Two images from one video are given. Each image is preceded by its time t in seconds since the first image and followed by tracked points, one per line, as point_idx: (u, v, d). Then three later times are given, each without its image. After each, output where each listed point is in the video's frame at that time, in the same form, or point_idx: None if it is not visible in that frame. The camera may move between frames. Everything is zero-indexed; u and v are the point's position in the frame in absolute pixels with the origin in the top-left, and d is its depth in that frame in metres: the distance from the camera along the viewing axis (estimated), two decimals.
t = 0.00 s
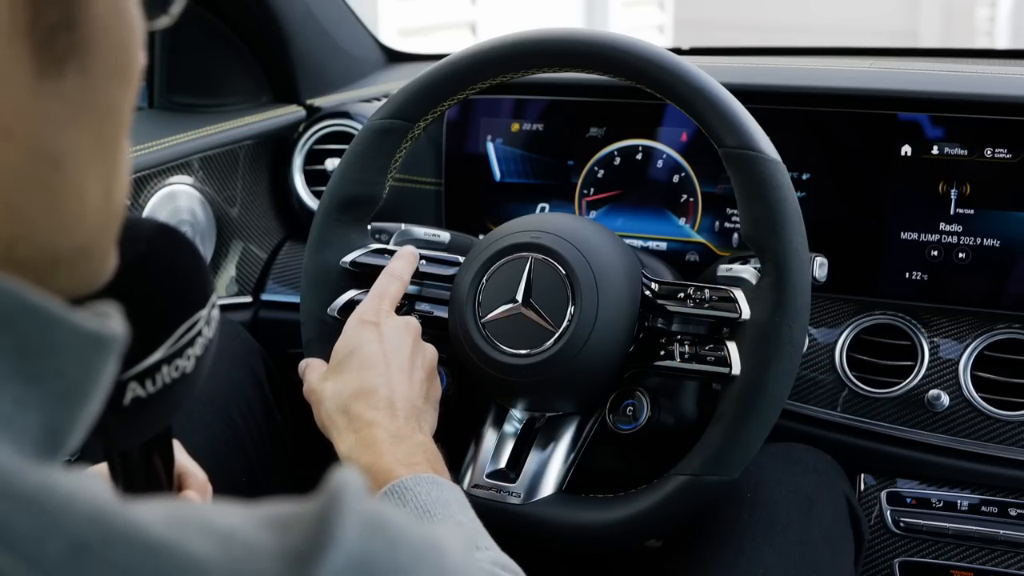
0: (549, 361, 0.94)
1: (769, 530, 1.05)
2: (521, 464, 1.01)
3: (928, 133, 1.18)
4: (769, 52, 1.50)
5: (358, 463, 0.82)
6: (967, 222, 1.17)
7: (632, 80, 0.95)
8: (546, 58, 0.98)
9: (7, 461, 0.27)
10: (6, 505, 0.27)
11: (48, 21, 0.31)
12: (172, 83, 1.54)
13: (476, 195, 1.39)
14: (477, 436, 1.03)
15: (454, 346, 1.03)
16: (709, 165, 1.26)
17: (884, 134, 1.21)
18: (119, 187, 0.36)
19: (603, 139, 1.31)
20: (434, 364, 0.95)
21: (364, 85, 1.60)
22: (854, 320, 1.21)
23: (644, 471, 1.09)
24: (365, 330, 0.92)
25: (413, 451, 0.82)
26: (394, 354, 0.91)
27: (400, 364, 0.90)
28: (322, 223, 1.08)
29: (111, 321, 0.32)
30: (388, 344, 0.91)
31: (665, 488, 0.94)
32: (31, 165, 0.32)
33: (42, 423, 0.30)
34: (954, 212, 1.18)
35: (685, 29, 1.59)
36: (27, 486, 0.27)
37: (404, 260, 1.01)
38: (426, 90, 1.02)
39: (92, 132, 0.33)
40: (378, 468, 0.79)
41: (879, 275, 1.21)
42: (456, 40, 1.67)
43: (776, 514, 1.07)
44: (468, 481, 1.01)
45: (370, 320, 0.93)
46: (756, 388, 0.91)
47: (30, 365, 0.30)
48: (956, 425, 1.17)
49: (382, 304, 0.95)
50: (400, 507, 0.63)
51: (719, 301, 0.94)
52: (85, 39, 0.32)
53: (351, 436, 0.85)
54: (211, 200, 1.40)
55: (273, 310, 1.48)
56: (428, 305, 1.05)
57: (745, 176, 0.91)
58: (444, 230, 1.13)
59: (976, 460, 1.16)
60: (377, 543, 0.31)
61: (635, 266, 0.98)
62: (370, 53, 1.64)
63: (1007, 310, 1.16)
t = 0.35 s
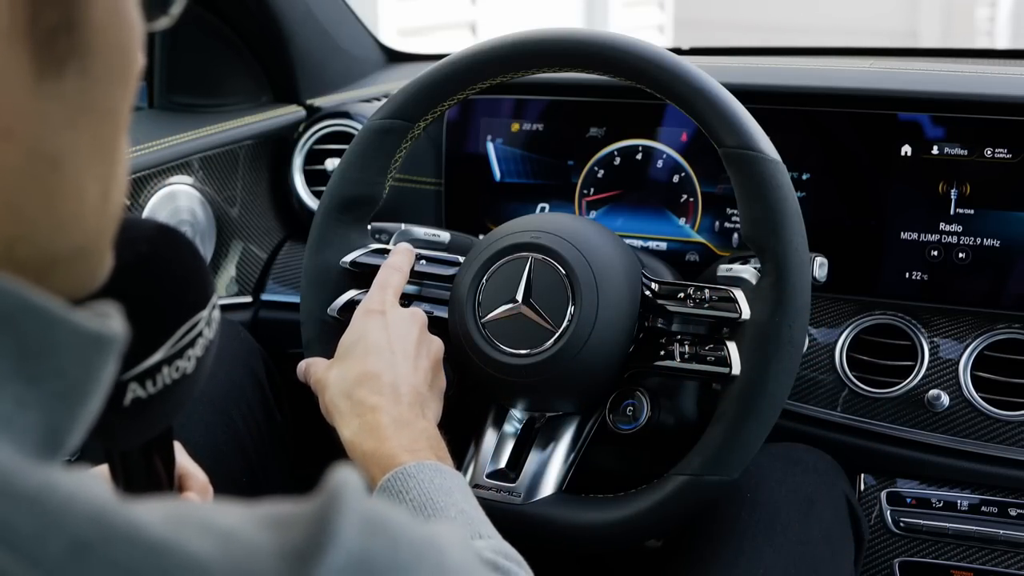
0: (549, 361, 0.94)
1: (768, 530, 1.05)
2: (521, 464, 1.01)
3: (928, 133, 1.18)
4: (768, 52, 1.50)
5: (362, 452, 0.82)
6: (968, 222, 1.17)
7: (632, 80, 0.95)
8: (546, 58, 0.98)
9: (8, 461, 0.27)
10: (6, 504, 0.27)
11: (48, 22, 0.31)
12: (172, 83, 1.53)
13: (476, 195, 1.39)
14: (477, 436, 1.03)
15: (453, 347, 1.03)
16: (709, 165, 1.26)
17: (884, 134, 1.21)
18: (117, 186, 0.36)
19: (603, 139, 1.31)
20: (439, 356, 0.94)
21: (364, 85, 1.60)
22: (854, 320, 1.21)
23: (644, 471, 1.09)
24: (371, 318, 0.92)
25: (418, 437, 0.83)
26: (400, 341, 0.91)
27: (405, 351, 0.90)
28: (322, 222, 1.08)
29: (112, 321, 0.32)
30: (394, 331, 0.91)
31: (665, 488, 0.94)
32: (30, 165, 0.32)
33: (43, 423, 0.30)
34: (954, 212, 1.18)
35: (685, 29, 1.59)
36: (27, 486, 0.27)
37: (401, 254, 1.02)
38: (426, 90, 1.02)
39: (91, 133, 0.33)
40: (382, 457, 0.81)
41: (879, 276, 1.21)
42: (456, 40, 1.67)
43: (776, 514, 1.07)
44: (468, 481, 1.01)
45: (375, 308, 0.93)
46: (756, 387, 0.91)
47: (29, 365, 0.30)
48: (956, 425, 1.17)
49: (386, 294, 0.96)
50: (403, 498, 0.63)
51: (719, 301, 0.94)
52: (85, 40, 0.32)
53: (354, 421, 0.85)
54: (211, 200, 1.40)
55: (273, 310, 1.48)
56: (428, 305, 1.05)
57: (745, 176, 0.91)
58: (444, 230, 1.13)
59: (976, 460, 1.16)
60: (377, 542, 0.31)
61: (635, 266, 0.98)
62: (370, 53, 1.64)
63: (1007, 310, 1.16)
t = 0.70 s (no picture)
0: (549, 361, 0.94)
1: (768, 529, 1.05)
2: (521, 464, 1.01)
3: (928, 133, 1.18)
4: (768, 52, 1.50)
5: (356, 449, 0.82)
6: (967, 222, 1.17)
7: (633, 80, 0.95)
8: (546, 59, 0.98)
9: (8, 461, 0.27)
10: (8, 504, 0.27)
11: (46, 21, 0.31)
12: (172, 83, 1.53)
13: (476, 195, 1.39)
14: (478, 437, 1.03)
15: (453, 349, 1.03)
16: (709, 165, 1.26)
17: (885, 134, 1.21)
18: (117, 186, 0.36)
19: (603, 139, 1.32)
20: (435, 352, 0.94)
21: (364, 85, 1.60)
22: (854, 320, 1.21)
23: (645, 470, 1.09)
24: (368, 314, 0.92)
25: (411, 434, 0.82)
26: (395, 335, 0.91)
27: (402, 348, 0.90)
28: (322, 223, 1.08)
29: (112, 321, 0.32)
30: (390, 326, 0.91)
31: (665, 488, 0.94)
32: (29, 165, 0.32)
33: (43, 423, 0.30)
34: (954, 212, 1.18)
35: (686, 29, 1.59)
36: (28, 486, 0.27)
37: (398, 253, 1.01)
38: (426, 90, 1.02)
39: (91, 132, 0.33)
40: (377, 455, 0.80)
41: (879, 276, 1.21)
42: (456, 40, 1.67)
43: (776, 514, 1.07)
44: (468, 481, 1.01)
45: (372, 304, 0.93)
46: (757, 388, 0.91)
47: (29, 365, 0.30)
48: (956, 425, 1.17)
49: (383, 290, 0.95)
50: (398, 496, 0.63)
51: (719, 301, 0.94)
52: (84, 39, 0.32)
53: (348, 420, 0.84)
54: (211, 199, 1.40)
55: (273, 310, 1.48)
56: (428, 305, 1.05)
57: (745, 176, 0.91)
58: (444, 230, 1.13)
59: (976, 460, 1.16)
60: (377, 540, 0.31)
61: (635, 266, 0.98)
62: (370, 53, 1.64)
63: (1007, 310, 1.16)
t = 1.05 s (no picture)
0: (549, 362, 0.94)
1: (768, 530, 1.05)
2: (521, 464, 1.01)
3: (928, 133, 1.18)
4: (768, 52, 1.50)
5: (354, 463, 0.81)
6: (967, 222, 1.17)
7: (632, 80, 0.94)
8: (546, 59, 0.98)
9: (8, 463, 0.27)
10: (7, 506, 0.27)
11: (44, 22, 0.31)
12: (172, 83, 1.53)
13: (477, 195, 1.39)
14: (478, 437, 1.03)
15: (453, 350, 1.02)
16: (709, 165, 1.26)
17: (884, 134, 1.21)
18: (117, 186, 0.36)
19: (603, 139, 1.31)
20: (434, 357, 0.95)
21: (364, 85, 1.60)
22: (854, 320, 1.21)
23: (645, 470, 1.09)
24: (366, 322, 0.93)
25: (409, 445, 0.82)
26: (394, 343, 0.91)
27: (400, 357, 0.90)
28: (322, 223, 1.08)
29: (112, 324, 0.32)
30: (388, 333, 0.91)
31: (665, 488, 0.94)
32: (28, 165, 0.32)
33: (42, 424, 0.30)
34: (954, 212, 1.18)
35: (686, 29, 1.59)
36: (26, 488, 0.27)
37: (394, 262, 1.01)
38: (426, 90, 1.02)
39: (91, 133, 0.33)
40: (374, 468, 0.79)
41: (879, 276, 1.21)
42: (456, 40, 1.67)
43: (775, 514, 1.07)
44: (468, 481, 1.01)
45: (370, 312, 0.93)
46: (756, 388, 0.91)
47: (27, 367, 0.30)
48: (956, 425, 1.17)
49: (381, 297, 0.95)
50: (396, 506, 0.63)
51: (719, 301, 0.94)
52: (83, 39, 0.32)
53: (347, 432, 0.84)
54: (211, 199, 1.40)
55: (273, 310, 1.48)
56: (428, 305, 1.04)
57: (745, 176, 0.91)
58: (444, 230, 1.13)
59: (976, 460, 1.16)
60: (377, 542, 0.31)
61: (636, 266, 0.98)
62: (370, 53, 1.64)
63: (1007, 310, 1.16)
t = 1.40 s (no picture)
0: (549, 362, 0.94)
1: (768, 529, 1.05)
2: (521, 464, 1.01)
3: (928, 133, 1.18)
4: (768, 52, 1.50)
5: (366, 440, 0.81)
6: (967, 222, 1.17)
7: (633, 80, 0.94)
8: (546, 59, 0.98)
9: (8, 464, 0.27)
10: (7, 506, 0.27)
11: (44, 22, 0.31)
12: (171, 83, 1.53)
13: (477, 195, 1.39)
14: (477, 436, 1.03)
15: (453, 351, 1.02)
16: (709, 165, 1.26)
17: (884, 134, 1.21)
18: (117, 187, 0.36)
19: (603, 139, 1.31)
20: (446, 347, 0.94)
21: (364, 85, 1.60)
22: (854, 320, 1.21)
23: (645, 470, 1.09)
24: (377, 309, 0.93)
25: (422, 425, 0.82)
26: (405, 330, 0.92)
27: (411, 341, 0.90)
28: (322, 223, 1.08)
29: (112, 325, 0.32)
30: (399, 319, 0.92)
31: (665, 488, 0.94)
32: (28, 165, 0.32)
33: (42, 425, 0.30)
34: (954, 212, 1.18)
35: (686, 30, 1.59)
36: (27, 489, 0.27)
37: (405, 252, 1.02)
38: (426, 90, 1.02)
39: (90, 133, 0.33)
40: (386, 445, 0.79)
41: (879, 276, 1.21)
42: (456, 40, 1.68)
43: (775, 514, 1.07)
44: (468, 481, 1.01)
45: (382, 299, 0.94)
46: (757, 387, 0.90)
47: (27, 368, 0.30)
48: (956, 425, 1.17)
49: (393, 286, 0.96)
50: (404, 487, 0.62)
51: (719, 300, 0.94)
52: (83, 39, 0.32)
53: (359, 409, 0.84)
54: (211, 199, 1.40)
55: (273, 310, 1.48)
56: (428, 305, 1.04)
57: (745, 177, 0.91)
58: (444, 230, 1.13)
59: (976, 460, 1.16)
60: (376, 542, 0.31)
61: (636, 266, 0.98)
62: (370, 53, 1.64)
63: (1007, 310, 1.16)
